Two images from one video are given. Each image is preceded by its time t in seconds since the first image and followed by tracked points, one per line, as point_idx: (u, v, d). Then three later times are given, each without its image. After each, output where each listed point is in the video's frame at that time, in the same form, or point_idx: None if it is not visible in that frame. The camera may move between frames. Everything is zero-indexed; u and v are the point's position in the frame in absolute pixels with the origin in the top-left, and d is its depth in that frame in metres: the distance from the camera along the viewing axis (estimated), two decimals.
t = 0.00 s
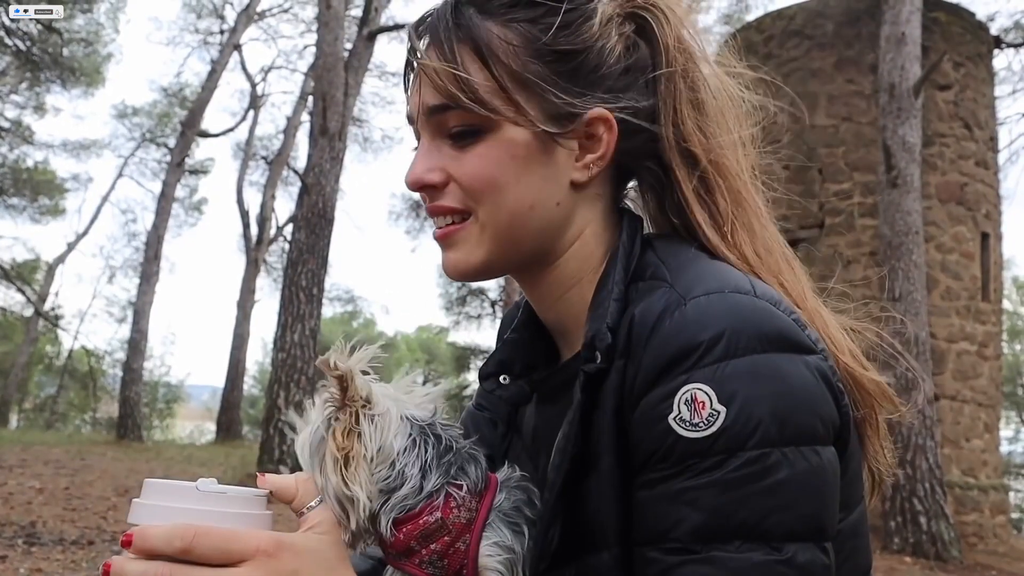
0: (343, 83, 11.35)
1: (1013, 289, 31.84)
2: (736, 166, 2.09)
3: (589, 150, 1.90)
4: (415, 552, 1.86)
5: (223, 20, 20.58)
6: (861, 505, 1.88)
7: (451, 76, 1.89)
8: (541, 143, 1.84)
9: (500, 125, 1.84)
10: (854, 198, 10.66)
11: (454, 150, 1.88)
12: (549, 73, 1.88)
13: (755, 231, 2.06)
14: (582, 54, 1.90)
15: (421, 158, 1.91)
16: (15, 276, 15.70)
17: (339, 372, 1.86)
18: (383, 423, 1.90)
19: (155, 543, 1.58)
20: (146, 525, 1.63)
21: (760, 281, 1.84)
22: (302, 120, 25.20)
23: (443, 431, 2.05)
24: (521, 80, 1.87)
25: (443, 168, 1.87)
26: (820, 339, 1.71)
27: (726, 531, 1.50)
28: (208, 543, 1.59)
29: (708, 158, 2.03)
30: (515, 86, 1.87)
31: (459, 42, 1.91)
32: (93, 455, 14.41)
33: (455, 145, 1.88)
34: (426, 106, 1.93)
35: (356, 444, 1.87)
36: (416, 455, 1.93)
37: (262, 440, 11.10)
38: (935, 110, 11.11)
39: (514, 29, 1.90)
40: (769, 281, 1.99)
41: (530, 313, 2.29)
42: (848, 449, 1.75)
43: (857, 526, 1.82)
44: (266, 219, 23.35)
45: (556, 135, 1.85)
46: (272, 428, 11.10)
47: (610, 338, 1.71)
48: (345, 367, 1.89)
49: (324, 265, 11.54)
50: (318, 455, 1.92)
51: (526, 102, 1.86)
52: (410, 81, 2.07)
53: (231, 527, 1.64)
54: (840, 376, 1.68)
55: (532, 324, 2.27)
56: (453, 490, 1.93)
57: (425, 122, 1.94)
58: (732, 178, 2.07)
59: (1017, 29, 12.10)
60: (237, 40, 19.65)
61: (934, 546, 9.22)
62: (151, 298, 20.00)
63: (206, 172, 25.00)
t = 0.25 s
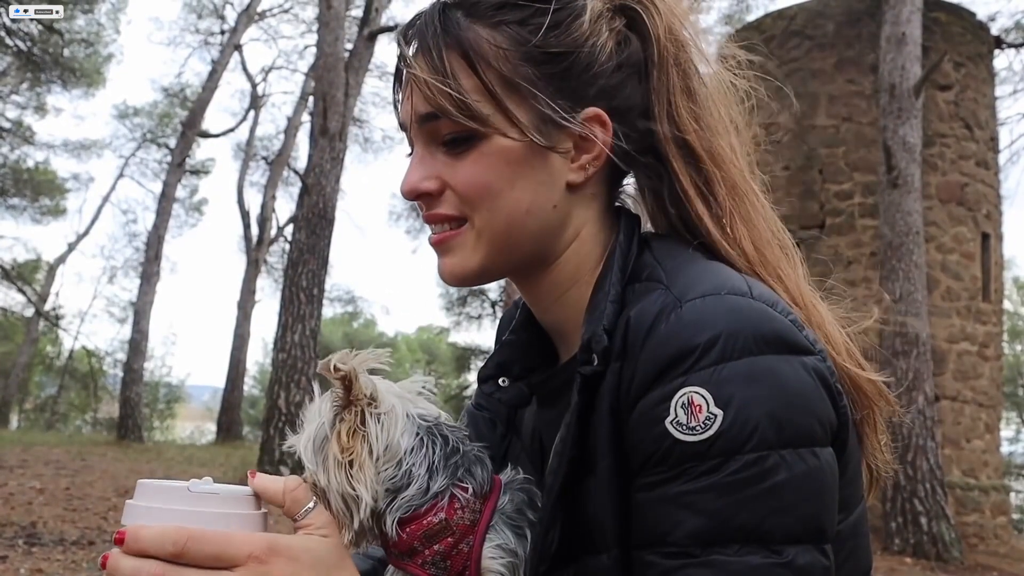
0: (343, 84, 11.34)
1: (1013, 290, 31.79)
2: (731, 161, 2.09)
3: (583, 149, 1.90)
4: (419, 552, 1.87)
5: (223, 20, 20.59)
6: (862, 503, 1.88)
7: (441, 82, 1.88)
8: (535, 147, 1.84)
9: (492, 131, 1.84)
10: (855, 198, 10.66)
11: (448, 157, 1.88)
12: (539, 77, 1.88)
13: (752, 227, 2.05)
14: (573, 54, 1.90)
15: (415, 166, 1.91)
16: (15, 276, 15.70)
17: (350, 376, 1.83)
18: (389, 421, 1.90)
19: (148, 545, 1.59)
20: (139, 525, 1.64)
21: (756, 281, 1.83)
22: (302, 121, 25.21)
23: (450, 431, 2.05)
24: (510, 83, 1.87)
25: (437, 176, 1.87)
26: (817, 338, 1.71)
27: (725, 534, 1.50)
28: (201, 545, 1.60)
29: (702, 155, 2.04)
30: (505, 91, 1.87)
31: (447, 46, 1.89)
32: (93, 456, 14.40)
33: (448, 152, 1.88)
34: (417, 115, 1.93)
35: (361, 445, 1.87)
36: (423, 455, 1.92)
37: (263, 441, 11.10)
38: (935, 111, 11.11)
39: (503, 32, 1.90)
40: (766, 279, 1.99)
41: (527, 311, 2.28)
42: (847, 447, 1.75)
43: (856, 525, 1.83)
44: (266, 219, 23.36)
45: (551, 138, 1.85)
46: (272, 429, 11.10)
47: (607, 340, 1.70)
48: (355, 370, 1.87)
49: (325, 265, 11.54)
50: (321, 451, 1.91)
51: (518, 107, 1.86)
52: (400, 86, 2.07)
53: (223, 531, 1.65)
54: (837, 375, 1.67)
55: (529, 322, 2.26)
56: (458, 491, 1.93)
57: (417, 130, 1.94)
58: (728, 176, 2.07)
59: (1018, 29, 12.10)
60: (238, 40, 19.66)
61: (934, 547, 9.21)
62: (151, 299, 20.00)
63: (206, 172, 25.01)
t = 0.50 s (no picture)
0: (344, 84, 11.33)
1: (1013, 290, 31.76)
2: (729, 163, 2.09)
3: (585, 152, 1.91)
4: (417, 551, 1.86)
5: (223, 20, 20.57)
6: (860, 503, 1.89)
7: (444, 81, 1.87)
8: (537, 149, 1.84)
9: (495, 133, 1.83)
10: (855, 198, 10.66)
11: (450, 159, 1.87)
12: (543, 78, 1.87)
13: (750, 229, 2.06)
14: (576, 56, 1.89)
15: (416, 167, 1.90)
16: (15, 276, 15.70)
17: (348, 376, 1.84)
18: (389, 419, 1.89)
19: (132, 549, 1.59)
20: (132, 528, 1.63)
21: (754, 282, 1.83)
22: (302, 121, 25.20)
23: (450, 429, 2.07)
24: (513, 84, 1.86)
25: (439, 178, 1.86)
26: (815, 339, 1.71)
27: (724, 536, 1.49)
28: (178, 548, 1.58)
29: (703, 157, 2.04)
30: (508, 92, 1.86)
31: (450, 46, 1.88)
32: (93, 456, 14.39)
33: (450, 153, 1.87)
34: (419, 115, 1.92)
35: (363, 445, 1.86)
36: (424, 453, 1.93)
37: (263, 441, 11.09)
38: (935, 111, 11.10)
39: (506, 32, 1.89)
40: (764, 279, 2.00)
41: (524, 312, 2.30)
42: (846, 448, 1.75)
43: (853, 526, 1.82)
44: (266, 219, 23.34)
45: (554, 140, 1.85)
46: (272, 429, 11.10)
47: (603, 338, 1.72)
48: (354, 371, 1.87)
49: (325, 265, 11.54)
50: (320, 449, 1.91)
51: (521, 109, 1.85)
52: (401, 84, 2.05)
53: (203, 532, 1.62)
54: (835, 377, 1.67)
55: (525, 323, 2.28)
56: (457, 491, 1.94)
57: (419, 130, 1.93)
58: (727, 177, 2.07)
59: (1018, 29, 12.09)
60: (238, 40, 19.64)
61: (934, 548, 9.20)
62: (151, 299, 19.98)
63: (206, 173, 24.99)
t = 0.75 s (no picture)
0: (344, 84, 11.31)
1: (1013, 291, 31.73)
2: (729, 161, 2.09)
3: (583, 151, 1.90)
4: (416, 550, 1.85)
5: (224, 20, 20.54)
6: (859, 501, 1.90)
7: (439, 81, 1.86)
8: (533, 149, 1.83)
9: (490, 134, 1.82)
10: (855, 198, 10.66)
11: (446, 159, 1.87)
12: (540, 76, 1.85)
13: (751, 228, 2.06)
14: (575, 52, 1.87)
15: (411, 169, 1.90)
16: (15, 275, 15.69)
17: (332, 385, 1.83)
18: (378, 419, 1.92)
19: (145, 545, 1.64)
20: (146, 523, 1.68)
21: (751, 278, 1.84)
22: (302, 120, 25.17)
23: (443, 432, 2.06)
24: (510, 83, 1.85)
25: (435, 179, 1.86)
26: (813, 334, 1.72)
27: (731, 536, 1.49)
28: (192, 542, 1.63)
29: (702, 156, 2.03)
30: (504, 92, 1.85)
31: (445, 46, 1.88)
32: (93, 456, 14.39)
33: (446, 154, 1.87)
34: (415, 115, 1.92)
35: (364, 444, 1.86)
36: (417, 448, 1.97)
37: (263, 440, 11.09)
38: (936, 111, 11.10)
39: (502, 30, 1.87)
40: (764, 276, 2.00)
41: (520, 311, 2.31)
42: (845, 444, 1.74)
43: (853, 523, 1.82)
44: (266, 219, 23.34)
45: (550, 140, 1.85)
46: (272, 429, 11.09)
47: (600, 335, 1.72)
48: (338, 379, 1.86)
49: (325, 265, 11.54)
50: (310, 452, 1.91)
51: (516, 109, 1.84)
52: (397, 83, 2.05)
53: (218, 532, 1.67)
54: (834, 372, 1.68)
55: (522, 322, 2.29)
56: (454, 488, 1.94)
57: (415, 130, 1.93)
58: (727, 172, 2.07)
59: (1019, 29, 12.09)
60: (238, 40, 19.63)
61: (934, 547, 9.20)
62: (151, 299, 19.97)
63: (206, 172, 24.98)
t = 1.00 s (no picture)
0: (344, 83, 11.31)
1: (1014, 289, 31.71)
2: (727, 161, 2.09)
3: (587, 152, 1.91)
4: (415, 548, 1.86)
5: (224, 19, 20.53)
6: (860, 500, 1.90)
7: (442, 80, 1.86)
8: (539, 147, 1.84)
9: (495, 133, 1.82)
10: (856, 197, 10.66)
11: (450, 159, 1.86)
12: (545, 75, 1.87)
13: (749, 227, 2.06)
14: (579, 53, 1.89)
15: (415, 168, 1.90)
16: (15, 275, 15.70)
17: (323, 391, 1.80)
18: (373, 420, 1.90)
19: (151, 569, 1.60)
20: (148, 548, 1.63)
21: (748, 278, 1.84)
22: (303, 120, 25.17)
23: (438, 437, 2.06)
24: (515, 83, 1.86)
25: (439, 179, 1.86)
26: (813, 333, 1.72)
27: (740, 537, 1.49)
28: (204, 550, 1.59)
29: (699, 155, 2.03)
30: (509, 92, 1.86)
31: (449, 45, 1.88)
32: (93, 455, 14.39)
33: (450, 153, 1.87)
34: (418, 114, 1.91)
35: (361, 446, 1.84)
36: (412, 448, 1.97)
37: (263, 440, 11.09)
38: (936, 110, 11.10)
39: (505, 30, 1.88)
40: (760, 277, 2.00)
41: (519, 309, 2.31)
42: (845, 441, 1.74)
43: (855, 520, 1.83)
44: (267, 218, 23.34)
45: (556, 139, 1.86)
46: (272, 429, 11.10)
47: (600, 335, 1.72)
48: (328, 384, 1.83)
49: (326, 264, 11.55)
50: (305, 452, 1.90)
51: (521, 108, 1.85)
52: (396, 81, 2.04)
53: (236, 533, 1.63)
54: (835, 370, 1.67)
55: (521, 321, 2.29)
56: (448, 484, 1.95)
57: (417, 129, 1.92)
58: (724, 174, 2.07)
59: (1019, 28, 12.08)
60: (238, 39, 19.63)
61: (934, 547, 9.21)
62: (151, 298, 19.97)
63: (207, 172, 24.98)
